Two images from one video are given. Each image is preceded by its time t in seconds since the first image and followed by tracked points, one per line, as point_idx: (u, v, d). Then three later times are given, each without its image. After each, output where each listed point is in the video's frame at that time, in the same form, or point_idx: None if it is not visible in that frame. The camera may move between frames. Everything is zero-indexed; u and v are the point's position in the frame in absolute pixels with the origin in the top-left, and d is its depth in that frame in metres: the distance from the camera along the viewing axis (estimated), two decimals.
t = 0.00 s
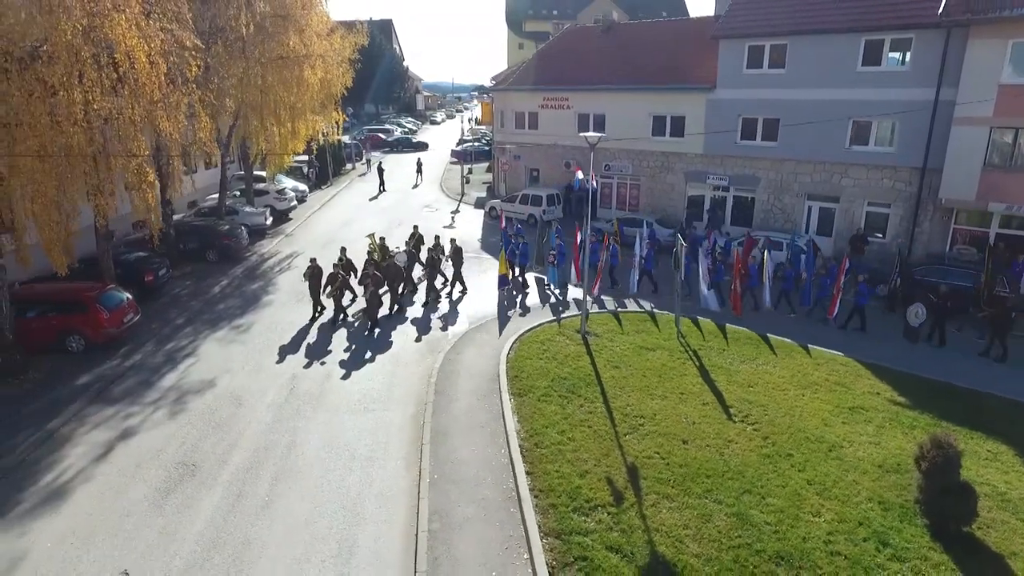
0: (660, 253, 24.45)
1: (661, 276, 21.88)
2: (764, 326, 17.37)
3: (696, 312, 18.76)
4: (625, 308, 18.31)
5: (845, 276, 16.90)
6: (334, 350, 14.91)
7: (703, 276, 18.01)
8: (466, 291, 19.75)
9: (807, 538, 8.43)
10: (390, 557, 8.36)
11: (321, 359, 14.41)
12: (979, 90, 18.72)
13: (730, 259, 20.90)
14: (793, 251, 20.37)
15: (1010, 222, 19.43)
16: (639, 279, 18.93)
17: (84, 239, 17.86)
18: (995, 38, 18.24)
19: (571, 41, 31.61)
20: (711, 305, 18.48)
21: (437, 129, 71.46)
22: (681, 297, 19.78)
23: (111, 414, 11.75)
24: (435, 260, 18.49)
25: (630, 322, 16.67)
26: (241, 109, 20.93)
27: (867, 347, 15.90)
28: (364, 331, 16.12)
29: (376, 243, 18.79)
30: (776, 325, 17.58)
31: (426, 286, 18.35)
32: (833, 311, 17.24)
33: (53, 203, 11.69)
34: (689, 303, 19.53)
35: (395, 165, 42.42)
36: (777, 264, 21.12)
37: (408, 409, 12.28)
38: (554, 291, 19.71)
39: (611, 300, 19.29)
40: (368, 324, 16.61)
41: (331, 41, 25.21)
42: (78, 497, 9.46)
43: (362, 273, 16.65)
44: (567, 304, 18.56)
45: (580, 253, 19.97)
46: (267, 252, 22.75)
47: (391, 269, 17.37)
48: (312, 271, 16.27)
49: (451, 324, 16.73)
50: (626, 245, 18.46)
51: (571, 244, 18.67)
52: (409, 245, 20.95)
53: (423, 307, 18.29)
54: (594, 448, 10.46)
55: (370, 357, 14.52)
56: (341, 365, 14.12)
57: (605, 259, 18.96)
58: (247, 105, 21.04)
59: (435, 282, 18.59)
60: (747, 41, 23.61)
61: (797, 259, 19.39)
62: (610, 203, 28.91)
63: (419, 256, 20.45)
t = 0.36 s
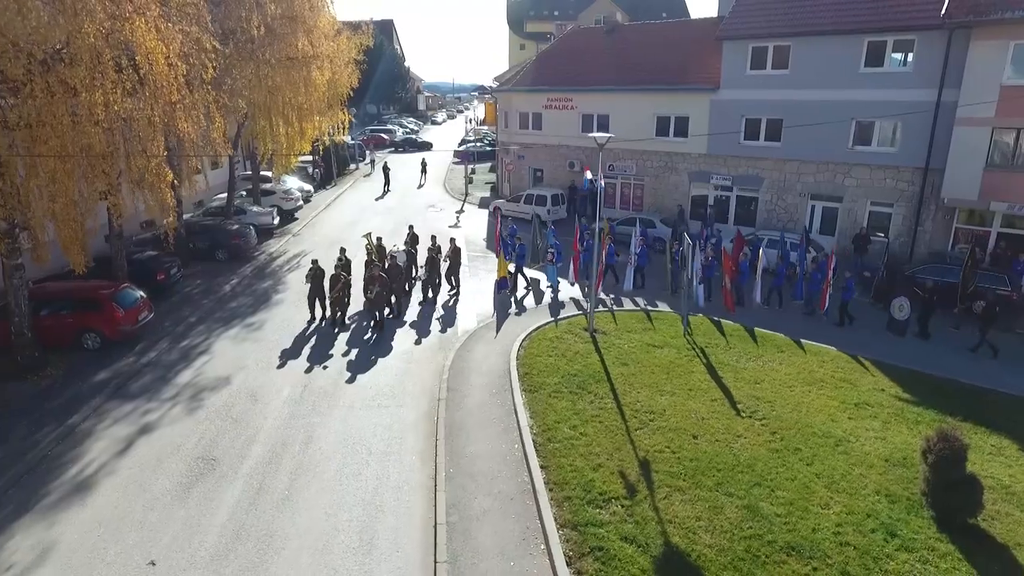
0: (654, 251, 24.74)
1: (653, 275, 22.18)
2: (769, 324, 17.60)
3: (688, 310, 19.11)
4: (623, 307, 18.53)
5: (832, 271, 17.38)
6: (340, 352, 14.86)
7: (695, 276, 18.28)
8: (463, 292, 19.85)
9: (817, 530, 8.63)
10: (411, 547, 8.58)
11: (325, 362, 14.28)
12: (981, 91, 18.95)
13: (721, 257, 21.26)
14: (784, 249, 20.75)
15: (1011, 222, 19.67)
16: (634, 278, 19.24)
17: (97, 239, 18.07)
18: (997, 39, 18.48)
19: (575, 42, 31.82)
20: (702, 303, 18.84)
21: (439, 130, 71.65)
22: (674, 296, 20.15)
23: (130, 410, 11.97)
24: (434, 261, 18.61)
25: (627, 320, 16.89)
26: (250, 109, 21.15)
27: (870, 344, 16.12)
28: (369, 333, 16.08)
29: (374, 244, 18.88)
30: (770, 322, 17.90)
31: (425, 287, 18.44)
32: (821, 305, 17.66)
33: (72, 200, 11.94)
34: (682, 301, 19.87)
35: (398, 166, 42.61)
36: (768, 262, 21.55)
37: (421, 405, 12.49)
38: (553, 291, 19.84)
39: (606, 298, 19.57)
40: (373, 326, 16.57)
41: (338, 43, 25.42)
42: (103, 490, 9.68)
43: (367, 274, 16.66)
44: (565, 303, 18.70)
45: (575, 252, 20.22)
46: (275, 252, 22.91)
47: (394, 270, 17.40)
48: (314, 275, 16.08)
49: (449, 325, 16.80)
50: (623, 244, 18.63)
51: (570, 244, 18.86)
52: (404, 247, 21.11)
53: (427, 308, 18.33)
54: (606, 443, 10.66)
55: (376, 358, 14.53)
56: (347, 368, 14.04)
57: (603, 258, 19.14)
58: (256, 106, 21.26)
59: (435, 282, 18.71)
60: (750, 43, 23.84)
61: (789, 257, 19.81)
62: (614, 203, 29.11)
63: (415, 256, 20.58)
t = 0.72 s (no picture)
0: (647, 249, 24.98)
1: (644, 273, 22.38)
2: (773, 323, 17.78)
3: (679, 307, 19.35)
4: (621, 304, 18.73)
5: (822, 268, 17.89)
6: (342, 353, 14.78)
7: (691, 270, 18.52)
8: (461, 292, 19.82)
9: (826, 522, 8.83)
10: (430, 540, 8.76)
11: (325, 365, 14.16)
12: (983, 92, 19.16)
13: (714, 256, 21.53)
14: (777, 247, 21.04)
15: (1013, 221, 19.90)
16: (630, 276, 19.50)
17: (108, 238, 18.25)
18: (999, 41, 18.70)
19: (578, 43, 32.01)
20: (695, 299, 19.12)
21: (441, 130, 71.78)
22: (666, 294, 20.39)
23: (147, 406, 12.18)
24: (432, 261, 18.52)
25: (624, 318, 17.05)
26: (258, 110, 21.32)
27: (875, 343, 16.33)
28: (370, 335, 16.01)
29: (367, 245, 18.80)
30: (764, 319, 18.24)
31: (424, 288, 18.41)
32: (813, 302, 18.12)
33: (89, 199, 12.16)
34: (673, 298, 20.10)
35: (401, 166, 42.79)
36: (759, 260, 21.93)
37: (433, 401, 12.66)
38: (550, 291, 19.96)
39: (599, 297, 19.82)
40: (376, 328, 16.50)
41: (344, 44, 25.60)
42: (124, 484, 9.87)
43: (369, 275, 16.62)
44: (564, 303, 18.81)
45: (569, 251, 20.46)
46: (282, 252, 23.07)
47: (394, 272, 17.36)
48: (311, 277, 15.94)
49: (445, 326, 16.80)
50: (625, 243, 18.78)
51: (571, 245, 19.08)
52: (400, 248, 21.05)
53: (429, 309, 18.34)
54: (617, 438, 10.85)
55: (379, 360, 14.48)
56: (350, 371, 13.94)
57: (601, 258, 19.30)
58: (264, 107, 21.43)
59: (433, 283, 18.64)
60: (754, 44, 24.05)
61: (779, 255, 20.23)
62: (618, 203, 29.31)
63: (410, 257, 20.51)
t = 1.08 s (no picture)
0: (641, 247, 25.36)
1: (637, 270, 22.65)
2: (778, 321, 17.96)
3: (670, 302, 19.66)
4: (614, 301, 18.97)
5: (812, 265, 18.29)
6: (344, 356, 14.71)
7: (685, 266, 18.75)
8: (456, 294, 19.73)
9: (835, 516, 9.00)
10: (446, 533, 8.93)
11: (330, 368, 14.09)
12: (985, 92, 19.34)
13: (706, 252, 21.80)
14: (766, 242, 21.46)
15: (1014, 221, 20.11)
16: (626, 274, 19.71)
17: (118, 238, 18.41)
18: (1001, 42, 18.88)
19: (581, 43, 32.16)
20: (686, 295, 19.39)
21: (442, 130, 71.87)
22: (657, 291, 20.66)
23: (162, 403, 12.35)
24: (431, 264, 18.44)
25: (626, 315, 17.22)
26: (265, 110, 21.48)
27: (878, 341, 16.51)
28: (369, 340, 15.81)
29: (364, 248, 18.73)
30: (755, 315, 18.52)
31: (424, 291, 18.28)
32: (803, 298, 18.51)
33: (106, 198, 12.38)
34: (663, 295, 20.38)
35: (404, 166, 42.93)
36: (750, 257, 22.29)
37: (445, 399, 12.83)
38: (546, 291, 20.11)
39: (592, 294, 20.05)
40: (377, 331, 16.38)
41: (349, 45, 25.72)
42: (143, 480, 10.03)
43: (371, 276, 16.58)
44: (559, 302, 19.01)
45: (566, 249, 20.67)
46: (289, 251, 23.21)
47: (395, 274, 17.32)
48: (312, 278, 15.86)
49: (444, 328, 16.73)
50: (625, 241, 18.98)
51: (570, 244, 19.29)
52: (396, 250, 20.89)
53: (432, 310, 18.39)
54: (627, 434, 11.01)
55: (381, 363, 14.36)
56: (353, 375, 13.80)
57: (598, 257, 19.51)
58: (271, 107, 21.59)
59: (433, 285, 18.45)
60: (757, 45, 24.22)
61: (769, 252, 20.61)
62: (621, 203, 29.49)
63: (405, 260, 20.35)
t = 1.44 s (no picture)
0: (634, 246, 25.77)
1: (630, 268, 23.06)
2: (781, 320, 18.12)
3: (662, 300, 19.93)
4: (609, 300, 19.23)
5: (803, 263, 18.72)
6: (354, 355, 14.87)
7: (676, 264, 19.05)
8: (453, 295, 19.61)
9: (843, 511, 9.15)
10: (461, 529, 9.08)
11: (332, 376, 13.82)
12: (987, 93, 19.49)
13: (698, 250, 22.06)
14: (756, 242, 21.76)
15: (1016, 222, 20.27)
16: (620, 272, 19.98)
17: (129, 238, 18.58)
18: (1003, 44, 19.03)
19: (583, 44, 32.31)
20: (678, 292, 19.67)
21: (443, 130, 72.01)
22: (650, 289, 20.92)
23: (176, 402, 12.50)
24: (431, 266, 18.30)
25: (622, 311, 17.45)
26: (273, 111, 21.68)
27: (882, 339, 16.68)
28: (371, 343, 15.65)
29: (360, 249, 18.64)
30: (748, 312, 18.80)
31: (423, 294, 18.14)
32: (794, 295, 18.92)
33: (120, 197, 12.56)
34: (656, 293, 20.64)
35: (406, 166, 43.07)
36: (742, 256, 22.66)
37: (456, 397, 12.99)
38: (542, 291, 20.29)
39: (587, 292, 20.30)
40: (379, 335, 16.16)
41: (356, 46, 25.94)
42: (160, 477, 10.17)
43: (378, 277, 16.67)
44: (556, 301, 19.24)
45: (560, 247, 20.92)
46: (295, 251, 23.36)
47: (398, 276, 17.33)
48: (312, 282, 15.60)
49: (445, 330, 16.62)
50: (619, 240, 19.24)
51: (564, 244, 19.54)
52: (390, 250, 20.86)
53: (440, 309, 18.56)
54: (637, 431, 11.16)
55: (385, 368, 14.19)
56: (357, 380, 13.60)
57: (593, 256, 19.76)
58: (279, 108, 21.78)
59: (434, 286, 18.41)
60: (760, 46, 24.37)
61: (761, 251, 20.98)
62: (624, 203, 29.64)
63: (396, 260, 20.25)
